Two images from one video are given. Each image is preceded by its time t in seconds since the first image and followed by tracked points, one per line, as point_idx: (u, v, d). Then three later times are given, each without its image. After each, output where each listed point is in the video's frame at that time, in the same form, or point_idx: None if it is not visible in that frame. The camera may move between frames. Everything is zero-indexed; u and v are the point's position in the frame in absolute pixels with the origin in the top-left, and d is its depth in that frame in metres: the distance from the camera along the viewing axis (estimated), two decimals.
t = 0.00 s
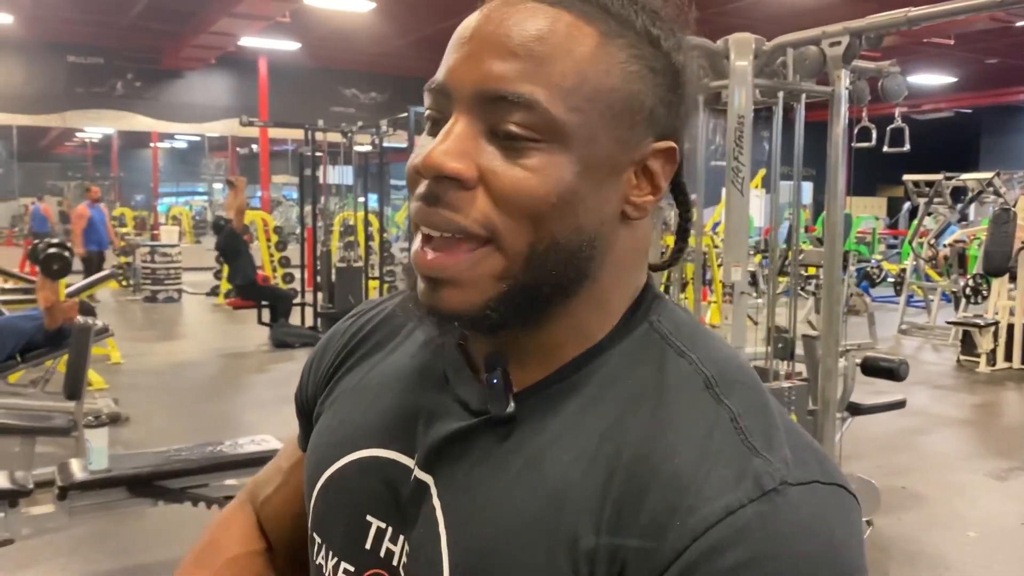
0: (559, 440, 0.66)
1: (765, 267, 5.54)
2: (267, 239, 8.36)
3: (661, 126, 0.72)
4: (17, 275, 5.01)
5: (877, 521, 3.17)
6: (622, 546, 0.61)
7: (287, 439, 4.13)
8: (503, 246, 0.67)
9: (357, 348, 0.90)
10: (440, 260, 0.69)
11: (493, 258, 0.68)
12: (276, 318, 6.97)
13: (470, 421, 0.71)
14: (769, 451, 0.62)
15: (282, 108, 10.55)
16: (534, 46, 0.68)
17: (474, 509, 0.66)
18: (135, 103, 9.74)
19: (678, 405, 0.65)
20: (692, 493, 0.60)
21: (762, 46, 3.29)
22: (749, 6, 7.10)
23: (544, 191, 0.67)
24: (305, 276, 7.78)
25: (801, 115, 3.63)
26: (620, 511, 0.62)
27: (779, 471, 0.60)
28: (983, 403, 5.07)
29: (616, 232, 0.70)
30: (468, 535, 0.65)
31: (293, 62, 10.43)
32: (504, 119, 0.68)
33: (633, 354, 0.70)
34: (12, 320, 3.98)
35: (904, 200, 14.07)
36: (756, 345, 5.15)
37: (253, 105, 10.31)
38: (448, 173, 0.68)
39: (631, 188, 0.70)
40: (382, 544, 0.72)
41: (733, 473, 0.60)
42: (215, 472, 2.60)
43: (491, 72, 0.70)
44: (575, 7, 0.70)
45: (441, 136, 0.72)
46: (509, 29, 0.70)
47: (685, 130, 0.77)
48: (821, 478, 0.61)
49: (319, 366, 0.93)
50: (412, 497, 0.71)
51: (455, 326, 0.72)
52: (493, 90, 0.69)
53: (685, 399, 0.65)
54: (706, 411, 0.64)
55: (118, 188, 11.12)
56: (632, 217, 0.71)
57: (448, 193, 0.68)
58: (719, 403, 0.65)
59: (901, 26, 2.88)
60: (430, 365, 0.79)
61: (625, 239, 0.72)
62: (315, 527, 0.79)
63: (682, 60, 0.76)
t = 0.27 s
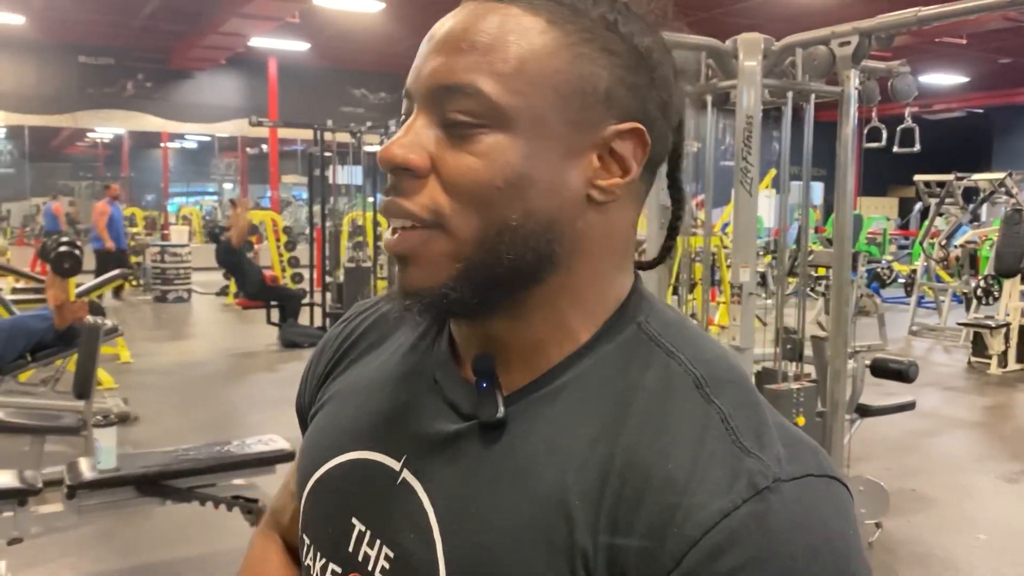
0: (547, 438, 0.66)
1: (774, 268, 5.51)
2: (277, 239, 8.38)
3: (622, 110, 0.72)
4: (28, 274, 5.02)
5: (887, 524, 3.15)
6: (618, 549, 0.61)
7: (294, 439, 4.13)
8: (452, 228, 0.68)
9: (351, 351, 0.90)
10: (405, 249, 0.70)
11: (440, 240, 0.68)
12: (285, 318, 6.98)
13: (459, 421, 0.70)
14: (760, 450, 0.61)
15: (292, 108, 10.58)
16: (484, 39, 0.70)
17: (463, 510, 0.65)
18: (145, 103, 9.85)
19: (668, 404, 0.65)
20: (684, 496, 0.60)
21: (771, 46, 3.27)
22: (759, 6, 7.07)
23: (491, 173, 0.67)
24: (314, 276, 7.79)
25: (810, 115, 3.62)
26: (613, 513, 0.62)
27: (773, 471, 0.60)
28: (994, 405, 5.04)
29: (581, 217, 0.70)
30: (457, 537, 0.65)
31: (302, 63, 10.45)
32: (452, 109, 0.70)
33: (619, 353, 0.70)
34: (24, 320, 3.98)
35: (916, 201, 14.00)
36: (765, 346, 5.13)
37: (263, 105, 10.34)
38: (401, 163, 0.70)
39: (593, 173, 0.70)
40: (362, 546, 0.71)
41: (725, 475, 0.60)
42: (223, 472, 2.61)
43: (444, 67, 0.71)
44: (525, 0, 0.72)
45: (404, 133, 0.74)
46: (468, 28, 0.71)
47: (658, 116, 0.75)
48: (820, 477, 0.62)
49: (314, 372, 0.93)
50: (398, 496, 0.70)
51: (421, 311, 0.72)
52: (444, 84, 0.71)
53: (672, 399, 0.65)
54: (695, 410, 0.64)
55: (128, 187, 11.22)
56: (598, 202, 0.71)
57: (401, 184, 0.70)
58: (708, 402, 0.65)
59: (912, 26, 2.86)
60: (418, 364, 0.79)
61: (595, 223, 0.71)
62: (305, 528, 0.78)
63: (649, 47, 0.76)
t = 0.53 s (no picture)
0: (545, 427, 0.66)
1: (782, 268, 5.50)
2: (284, 239, 8.39)
3: (607, 104, 0.72)
4: (37, 274, 5.05)
5: (893, 527, 3.14)
6: (610, 532, 0.61)
7: (301, 439, 4.14)
8: (443, 223, 0.69)
9: (362, 349, 0.90)
10: (405, 244, 0.71)
11: (431, 236, 0.70)
12: (292, 319, 6.99)
13: (464, 411, 0.70)
14: (753, 438, 0.61)
15: (300, 109, 10.61)
16: (470, 44, 0.71)
17: (462, 496, 0.66)
18: (153, 103, 9.91)
19: (664, 393, 0.65)
20: (675, 480, 0.60)
21: (778, 46, 3.26)
22: (767, 7, 7.06)
23: (477, 166, 0.68)
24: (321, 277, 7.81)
25: (817, 116, 3.61)
26: (605, 497, 0.62)
27: (764, 456, 0.60)
28: (1002, 407, 5.02)
29: (571, 208, 0.70)
30: (458, 523, 0.65)
31: (310, 63, 10.47)
32: (443, 109, 0.71)
33: (617, 345, 0.70)
34: (32, 320, 4.02)
35: (924, 202, 13.95)
36: (773, 348, 5.12)
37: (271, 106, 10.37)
38: (398, 163, 0.71)
39: (580, 163, 0.70)
40: (377, 533, 0.71)
41: (717, 458, 0.60)
42: (229, 472, 2.61)
43: (436, 71, 0.73)
44: (513, 9, 0.74)
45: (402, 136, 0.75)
46: (463, 34, 0.73)
47: (647, 111, 0.75)
48: (814, 466, 0.61)
49: (327, 370, 0.93)
50: (406, 485, 0.70)
51: (420, 302, 0.73)
52: (436, 86, 0.72)
53: (666, 387, 0.65)
54: (690, 400, 0.64)
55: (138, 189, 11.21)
56: (587, 192, 0.71)
57: (399, 183, 0.71)
58: (703, 390, 0.65)
59: (919, 26, 2.86)
60: (426, 360, 0.79)
61: (586, 215, 0.71)
62: (317, 518, 0.78)
63: (635, 46, 0.76)
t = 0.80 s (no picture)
0: (554, 423, 0.66)
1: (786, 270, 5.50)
2: (289, 241, 8.41)
3: (621, 110, 0.72)
4: (43, 275, 5.06)
5: (898, 529, 3.14)
6: (613, 525, 0.61)
7: (305, 440, 4.15)
8: (459, 220, 0.70)
9: (380, 351, 0.91)
10: (423, 240, 0.72)
11: (449, 231, 0.70)
12: (297, 320, 7.00)
13: (479, 408, 0.71)
14: (754, 436, 0.62)
15: (304, 110, 10.63)
16: (493, 51, 0.72)
17: (471, 490, 0.66)
18: (160, 105, 9.93)
19: (668, 391, 0.65)
20: (675, 475, 0.60)
21: (783, 48, 3.27)
22: (772, 8, 7.05)
23: (496, 166, 0.69)
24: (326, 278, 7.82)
25: (822, 117, 3.61)
26: (608, 492, 0.62)
27: (763, 453, 0.60)
28: (1006, 409, 5.01)
29: (586, 210, 0.71)
30: (469, 517, 0.65)
31: (315, 65, 10.48)
32: (464, 113, 0.72)
33: (627, 343, 0.70)
34: (37, 320, 4.05)
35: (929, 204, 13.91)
36: (777, 350, 5.11)
37: (276, 108, 10.39)
38: (420, 164, 0.72)
39: (594, 168, 0.71)
40: (396, 527, 0.71)
41: (718, 454, 0.60)
42: (233, 473, 2.62)
43: (460, 77, 0.74)
44: (536, 19, 0.75)
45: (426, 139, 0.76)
46: (486, 42, 0.73)
47: (660, 119, 0.75)
48: (812, 464, 0.61)
49: (347, 372, 0.94)
50: (423, 482, 0.70)
51: (436, 298, 0.74)
52: (459, 91, 0.73)
53: (671, 384, 0.66)
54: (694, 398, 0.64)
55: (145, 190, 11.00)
56: (601, 195, 0.71)
57: (419, 184, 0.72)
58: (708, 389, 0.65)
59: (924, 28, 2.85)
60: (440, 360, 0.80)
61: (599, 217, 0.71)
62: (335, 511, 0.79)
63: (650, 55, 0.76)
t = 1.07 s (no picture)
0: (565, 425, 0.66)
1: (788, 271, 5.50)
2: (290, 241, 8.41)
3: (631, 112, 0.72)
4: (44, 275, 5.07)
5: (899, 529, 3.14)
6: (626, 528, 0.62)
7: (307, 440, 4.15)
8: (467, 217, 0.71)
9: (394, 351, 0.91)
10: (430, 239, 0.73)
11: (456, 230, 0.71)
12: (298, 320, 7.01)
13: (492, 409, 0.71)
14: (764, 438, 0.61)
15: (306, 110, 10.63)
16: (507, 54, 0.73)
17: (486, 492, 0.67)
18: (161, 105, 9.95)
19: (677, 393, 0.65)
20: (687, 479, 0.60)
21: (784, 49, 3.26)
22: (773, 8, 7.06)
23: (502, 166, 0.70)
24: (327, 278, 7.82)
25: (823, 118, 3.61)
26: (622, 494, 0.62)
27: (773, 455, 0.60)
28: (1007, 410, 5.00)
29: (591, 211, 0.71)
30: (482, 517, 0.66)
31: (316, 65, 10.49)
32: (476, 115, 0.73)
33: (638, 345, 0.70)
34: (38, 321, 4.05)
35: (931, 204, 13.91)
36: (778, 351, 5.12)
37: (277, 108, 10.41)
38: (432, 164, 0.73)
39: (601, 169, 0.71)
40: (413, 525, 0.72)
41: (727, 457, 0.60)
42: (234, 473, 2.62)
43: (474, 79, 0.75)
44: (551, 22, 0.76)
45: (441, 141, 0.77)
46: (502, 47, 0.74)
47: (673, 121, 0.75)
48: (824, 464, 0.61)
49: (359, 371, 0.94)
50: (439, 483, 0.71)
51: (444, 296, 0.74)
52: (471, 93, 0.74)
53: (682, 385, 0.66)
54: (704, 400, 0.64)
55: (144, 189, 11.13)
56: (607, 196, 0.71)
57: (431, 184, 0.73)
58: (719, 390, 0.65)
59: (925, 29, 2.85)
60: (454, 361, 0.80)
61: (607, 219, 0.71)
62: (350, 511, 0.79)
63: (664, 57, 0.76)
